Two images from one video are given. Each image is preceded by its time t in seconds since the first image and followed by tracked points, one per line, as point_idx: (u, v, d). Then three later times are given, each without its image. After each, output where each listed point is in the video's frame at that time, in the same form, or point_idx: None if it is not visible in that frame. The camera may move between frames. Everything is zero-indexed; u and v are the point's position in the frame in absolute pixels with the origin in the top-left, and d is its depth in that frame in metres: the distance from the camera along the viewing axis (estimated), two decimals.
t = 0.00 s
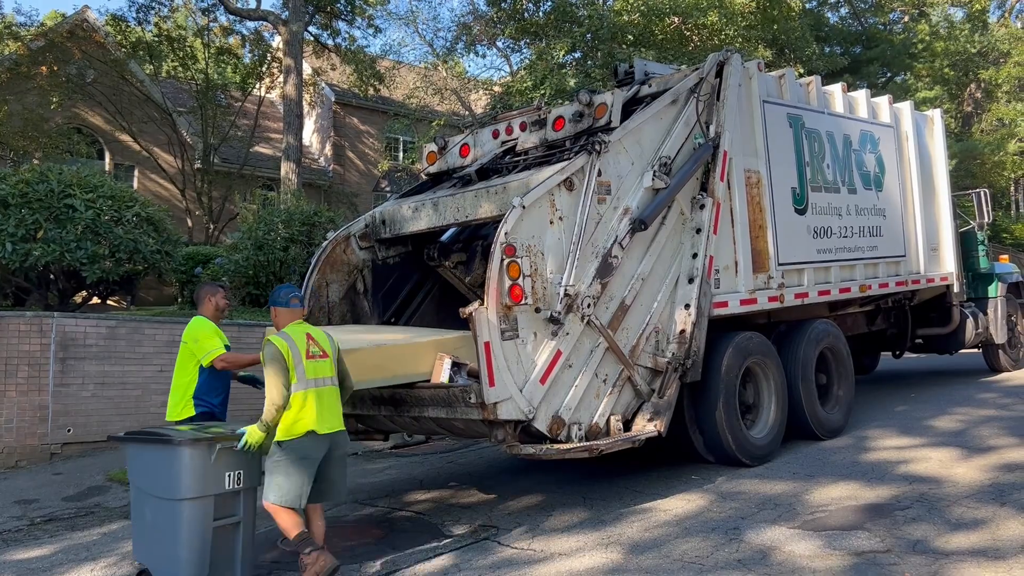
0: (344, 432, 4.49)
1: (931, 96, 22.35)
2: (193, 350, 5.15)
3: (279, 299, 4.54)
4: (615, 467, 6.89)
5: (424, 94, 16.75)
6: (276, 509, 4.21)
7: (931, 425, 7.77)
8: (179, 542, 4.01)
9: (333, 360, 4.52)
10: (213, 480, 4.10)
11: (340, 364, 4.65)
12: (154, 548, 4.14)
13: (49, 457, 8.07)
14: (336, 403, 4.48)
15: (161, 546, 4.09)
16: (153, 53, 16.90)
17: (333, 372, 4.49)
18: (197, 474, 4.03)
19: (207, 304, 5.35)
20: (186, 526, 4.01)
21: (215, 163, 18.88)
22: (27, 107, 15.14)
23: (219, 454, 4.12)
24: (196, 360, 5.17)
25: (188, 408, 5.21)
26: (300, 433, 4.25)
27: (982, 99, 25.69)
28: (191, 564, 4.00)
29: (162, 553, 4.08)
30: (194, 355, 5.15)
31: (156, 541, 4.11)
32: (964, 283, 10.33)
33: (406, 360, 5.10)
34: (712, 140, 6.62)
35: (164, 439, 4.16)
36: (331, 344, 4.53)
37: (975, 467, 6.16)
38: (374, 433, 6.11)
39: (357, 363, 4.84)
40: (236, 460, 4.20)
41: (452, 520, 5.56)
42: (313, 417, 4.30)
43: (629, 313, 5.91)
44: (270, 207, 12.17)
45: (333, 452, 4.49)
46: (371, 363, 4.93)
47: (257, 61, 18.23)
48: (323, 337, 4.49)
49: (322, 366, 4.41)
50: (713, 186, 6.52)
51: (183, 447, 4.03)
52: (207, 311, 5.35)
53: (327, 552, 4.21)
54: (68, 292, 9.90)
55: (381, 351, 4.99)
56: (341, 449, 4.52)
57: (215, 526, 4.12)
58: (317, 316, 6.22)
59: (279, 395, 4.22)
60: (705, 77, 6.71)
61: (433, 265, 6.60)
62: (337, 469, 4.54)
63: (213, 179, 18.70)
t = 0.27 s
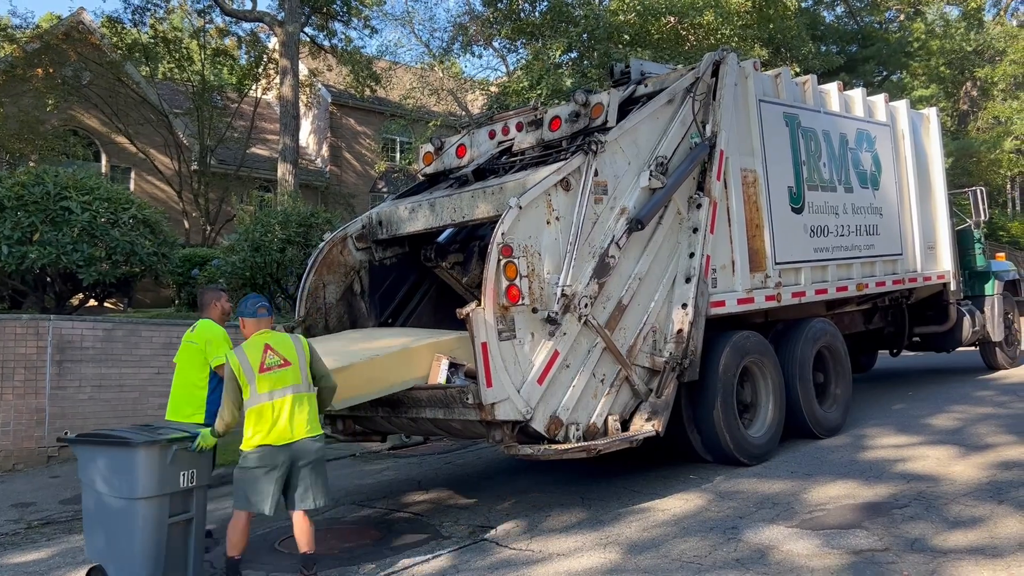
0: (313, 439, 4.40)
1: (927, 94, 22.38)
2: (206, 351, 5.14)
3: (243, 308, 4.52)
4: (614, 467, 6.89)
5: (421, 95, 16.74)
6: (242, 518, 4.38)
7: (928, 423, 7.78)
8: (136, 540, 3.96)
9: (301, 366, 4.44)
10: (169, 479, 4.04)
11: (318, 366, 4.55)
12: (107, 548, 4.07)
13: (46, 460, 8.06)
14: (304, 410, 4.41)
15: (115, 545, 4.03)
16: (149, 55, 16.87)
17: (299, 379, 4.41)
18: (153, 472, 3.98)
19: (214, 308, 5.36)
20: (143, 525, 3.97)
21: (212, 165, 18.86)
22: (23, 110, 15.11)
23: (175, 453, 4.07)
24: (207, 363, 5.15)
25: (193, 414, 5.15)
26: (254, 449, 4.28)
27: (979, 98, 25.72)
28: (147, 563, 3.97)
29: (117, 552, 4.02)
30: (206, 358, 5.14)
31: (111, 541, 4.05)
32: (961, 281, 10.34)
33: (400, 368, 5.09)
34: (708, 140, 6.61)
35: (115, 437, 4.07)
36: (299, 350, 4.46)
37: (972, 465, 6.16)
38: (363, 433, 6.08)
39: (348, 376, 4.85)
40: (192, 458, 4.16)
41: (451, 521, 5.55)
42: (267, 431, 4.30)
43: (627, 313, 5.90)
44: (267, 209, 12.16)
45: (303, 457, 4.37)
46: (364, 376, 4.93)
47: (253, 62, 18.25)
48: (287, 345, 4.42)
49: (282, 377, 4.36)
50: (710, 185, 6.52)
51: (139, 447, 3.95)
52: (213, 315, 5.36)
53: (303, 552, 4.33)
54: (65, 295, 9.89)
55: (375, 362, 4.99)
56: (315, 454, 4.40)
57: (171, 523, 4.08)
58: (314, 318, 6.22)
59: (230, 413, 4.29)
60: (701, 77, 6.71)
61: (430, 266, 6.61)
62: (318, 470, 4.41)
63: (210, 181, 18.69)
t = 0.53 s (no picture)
0: (277, 439, 4.39)
1: (923, 93, 22.41)
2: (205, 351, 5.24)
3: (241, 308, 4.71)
4: (612, 466, 6.89)
5: (417, 95, 16.73)
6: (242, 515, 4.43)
7: (926, 422, 7.78)
8: (66, 535, 4.26)
9: (276, 365, 4.49)
10: (95, 477, 4.36)
11: (299, 365, 4.53)
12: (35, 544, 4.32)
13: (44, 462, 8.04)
14: (273, 410, 4.44)
15: (42, 542, 4.29)
16: (144, 56, 16.94)
17: (269, 378, 4.46)
18: (81, 470, 4.29)
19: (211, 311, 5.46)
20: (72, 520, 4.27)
21: (208, 166, 18.84)
22: (18, 111, 15.07)
23: (101, 453, 4.39)
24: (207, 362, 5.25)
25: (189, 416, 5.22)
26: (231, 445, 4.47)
27: (974, 96, 25.74)
28: (75, 554, 4.27)
29: (44, 547, 4.29)
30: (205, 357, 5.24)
31: (35, 535, 4.32)
32: (958, 280, 10.34)
33: (401, 360, 5.16)
34: (705, 138, 6.61)
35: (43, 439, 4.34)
36: (276, 350, 4.51)
37: (970, 463, 6.16)
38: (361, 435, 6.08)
39: (347, 368, 4.94)
40: (118, 458, 4.50)
41: (449, 521, 5.55)
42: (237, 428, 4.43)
43: (624, 313, 5.90)
44: (264, 210, 12.15)
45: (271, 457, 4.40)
46: (364, 370, 5.02)
47: (250, 63, 18.21)
48: (264, 345, 4.51)
49: (254, 375, 4.47)
50: (706, 184, 6.52)
51: (66, 449, 4.25)
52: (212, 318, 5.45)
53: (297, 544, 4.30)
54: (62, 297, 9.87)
55: (374, 355, 5.08)
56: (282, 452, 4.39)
57: (97, 518, 4.40)
58: (311, 319, 6.23)
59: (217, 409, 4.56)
60: (698, 76, 6.70)
61: (427, 266, 6.58)
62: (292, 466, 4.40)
63: (207, 182, 18.67)
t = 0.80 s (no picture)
0: (262, 443, 4.39)
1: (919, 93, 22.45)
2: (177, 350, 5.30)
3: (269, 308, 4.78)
4: (610, 466, 6.89)
5: (414, 96, 16.72)
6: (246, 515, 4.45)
7: (923, 421, 7.79)
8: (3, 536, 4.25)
9: (274, 368, 4.47)
10: (32, 477, 4.38)
11: (295, 371, 4.45)
12: None
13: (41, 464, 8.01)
14: (262, 413, 4.45)
15: None
16: (141, 58, 16.86)
17: (265, 382, 4.47)
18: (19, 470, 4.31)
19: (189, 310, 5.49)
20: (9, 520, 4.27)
21: (205, 167, 18.81)
22: (14, 113, 15.03)
23: (37, 453, 4.41)
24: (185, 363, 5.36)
25: (174, 415, 5.31)
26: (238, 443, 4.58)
27: (970, 96, 25.79)
28: (10, 554, 4.26)
29: None
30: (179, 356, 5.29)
31: None
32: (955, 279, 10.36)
33: (400, 365, 5.18)
34: (702, 138, 6.62)
35: None
36: (279, 353, 4.49)
37: (967, 462, 6.17)
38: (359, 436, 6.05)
39: (347, 379, 4.95)
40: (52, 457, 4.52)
41: (447, 521, 5.55)
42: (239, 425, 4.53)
43: (622, 312, 5.90)
44: (261, 211, 12.14)
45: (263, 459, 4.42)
46: (363, 378, 5.02)
47: (246, 64, 18.25)
48: (270, 347, 4.53)
49: (256, 376, 4.52)
50: (703, 184, 6.52)
51: (3, 449, 4.27)
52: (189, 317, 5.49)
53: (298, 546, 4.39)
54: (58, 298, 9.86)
55: (372, 363, 5.08)
56: (272, 456, 4.39)
57: (33, 517, 4.41)
58: (307, 319, 6.23)
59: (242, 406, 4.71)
60: (694, 76, 6.71)
61: (424, 266, 6.49)
62: (286, 469, 4.41)
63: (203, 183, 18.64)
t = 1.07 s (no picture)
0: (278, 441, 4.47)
1: (915, 93, 22.49)
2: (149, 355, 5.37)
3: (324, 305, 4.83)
4: (607, 466, 6.90)
5: (411, 96, 16.69)
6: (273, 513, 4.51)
7: (920, 420, 7.80)
8: None
9: (303, 367, 4.52)
10: None
11: (318, 373, 4.46)
12: None
13: (37, 465, 8.00)
14: (285, 411, 4.52)
15: None
16: (137, 58, 17.06)
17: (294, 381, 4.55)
18: None
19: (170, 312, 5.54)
20: None
21: (201, 168, 18.79)
22: (10, 114, 15.00)
23: None
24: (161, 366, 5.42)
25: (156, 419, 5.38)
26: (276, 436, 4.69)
27: (966, 95, 25.85)
28: None
29: None
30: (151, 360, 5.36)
31: None
32: (951, 278, 10.38)
33: (397, 368, 5.19)
34: (698, 138, 6.62)
35: None
36: (311, 353, 4.53)
37: (964, 461, 6.19)
38: (356, 438, 5.98)
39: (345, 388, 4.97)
40: None
41: (444, 522, 5.55)
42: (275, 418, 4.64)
43: (619, 313, 5.90)
44: (257, 212, 12.13)
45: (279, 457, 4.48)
46: (360, 387, 5.03)
47: (243, 65, 18.26)
48: (308, 345, 4.59)
49: (292, 372, 4.61)
50: (700, 184, 6.52)
51: None
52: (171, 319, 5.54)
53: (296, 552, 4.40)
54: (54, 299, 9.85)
55: (369, 370, 5.07)
56: (286, 455, 4.44)
57: None
58: (304, 320, 6.23)
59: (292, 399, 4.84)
60: (691, 76, 6.71)
61: (421, 267, 6.57)
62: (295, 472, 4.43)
63: (200, 184, 18.63)
